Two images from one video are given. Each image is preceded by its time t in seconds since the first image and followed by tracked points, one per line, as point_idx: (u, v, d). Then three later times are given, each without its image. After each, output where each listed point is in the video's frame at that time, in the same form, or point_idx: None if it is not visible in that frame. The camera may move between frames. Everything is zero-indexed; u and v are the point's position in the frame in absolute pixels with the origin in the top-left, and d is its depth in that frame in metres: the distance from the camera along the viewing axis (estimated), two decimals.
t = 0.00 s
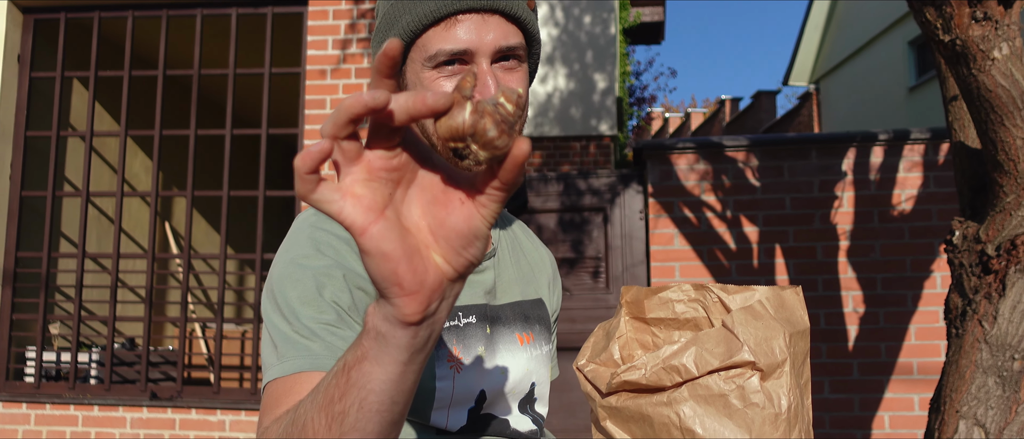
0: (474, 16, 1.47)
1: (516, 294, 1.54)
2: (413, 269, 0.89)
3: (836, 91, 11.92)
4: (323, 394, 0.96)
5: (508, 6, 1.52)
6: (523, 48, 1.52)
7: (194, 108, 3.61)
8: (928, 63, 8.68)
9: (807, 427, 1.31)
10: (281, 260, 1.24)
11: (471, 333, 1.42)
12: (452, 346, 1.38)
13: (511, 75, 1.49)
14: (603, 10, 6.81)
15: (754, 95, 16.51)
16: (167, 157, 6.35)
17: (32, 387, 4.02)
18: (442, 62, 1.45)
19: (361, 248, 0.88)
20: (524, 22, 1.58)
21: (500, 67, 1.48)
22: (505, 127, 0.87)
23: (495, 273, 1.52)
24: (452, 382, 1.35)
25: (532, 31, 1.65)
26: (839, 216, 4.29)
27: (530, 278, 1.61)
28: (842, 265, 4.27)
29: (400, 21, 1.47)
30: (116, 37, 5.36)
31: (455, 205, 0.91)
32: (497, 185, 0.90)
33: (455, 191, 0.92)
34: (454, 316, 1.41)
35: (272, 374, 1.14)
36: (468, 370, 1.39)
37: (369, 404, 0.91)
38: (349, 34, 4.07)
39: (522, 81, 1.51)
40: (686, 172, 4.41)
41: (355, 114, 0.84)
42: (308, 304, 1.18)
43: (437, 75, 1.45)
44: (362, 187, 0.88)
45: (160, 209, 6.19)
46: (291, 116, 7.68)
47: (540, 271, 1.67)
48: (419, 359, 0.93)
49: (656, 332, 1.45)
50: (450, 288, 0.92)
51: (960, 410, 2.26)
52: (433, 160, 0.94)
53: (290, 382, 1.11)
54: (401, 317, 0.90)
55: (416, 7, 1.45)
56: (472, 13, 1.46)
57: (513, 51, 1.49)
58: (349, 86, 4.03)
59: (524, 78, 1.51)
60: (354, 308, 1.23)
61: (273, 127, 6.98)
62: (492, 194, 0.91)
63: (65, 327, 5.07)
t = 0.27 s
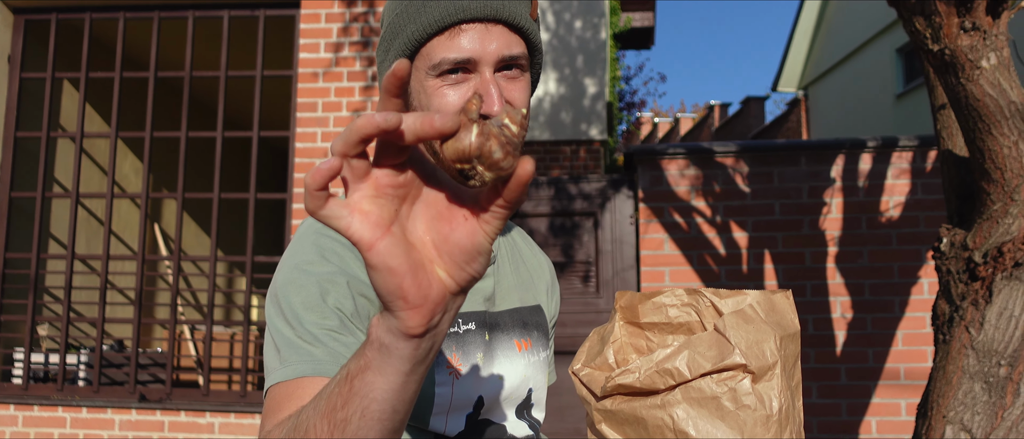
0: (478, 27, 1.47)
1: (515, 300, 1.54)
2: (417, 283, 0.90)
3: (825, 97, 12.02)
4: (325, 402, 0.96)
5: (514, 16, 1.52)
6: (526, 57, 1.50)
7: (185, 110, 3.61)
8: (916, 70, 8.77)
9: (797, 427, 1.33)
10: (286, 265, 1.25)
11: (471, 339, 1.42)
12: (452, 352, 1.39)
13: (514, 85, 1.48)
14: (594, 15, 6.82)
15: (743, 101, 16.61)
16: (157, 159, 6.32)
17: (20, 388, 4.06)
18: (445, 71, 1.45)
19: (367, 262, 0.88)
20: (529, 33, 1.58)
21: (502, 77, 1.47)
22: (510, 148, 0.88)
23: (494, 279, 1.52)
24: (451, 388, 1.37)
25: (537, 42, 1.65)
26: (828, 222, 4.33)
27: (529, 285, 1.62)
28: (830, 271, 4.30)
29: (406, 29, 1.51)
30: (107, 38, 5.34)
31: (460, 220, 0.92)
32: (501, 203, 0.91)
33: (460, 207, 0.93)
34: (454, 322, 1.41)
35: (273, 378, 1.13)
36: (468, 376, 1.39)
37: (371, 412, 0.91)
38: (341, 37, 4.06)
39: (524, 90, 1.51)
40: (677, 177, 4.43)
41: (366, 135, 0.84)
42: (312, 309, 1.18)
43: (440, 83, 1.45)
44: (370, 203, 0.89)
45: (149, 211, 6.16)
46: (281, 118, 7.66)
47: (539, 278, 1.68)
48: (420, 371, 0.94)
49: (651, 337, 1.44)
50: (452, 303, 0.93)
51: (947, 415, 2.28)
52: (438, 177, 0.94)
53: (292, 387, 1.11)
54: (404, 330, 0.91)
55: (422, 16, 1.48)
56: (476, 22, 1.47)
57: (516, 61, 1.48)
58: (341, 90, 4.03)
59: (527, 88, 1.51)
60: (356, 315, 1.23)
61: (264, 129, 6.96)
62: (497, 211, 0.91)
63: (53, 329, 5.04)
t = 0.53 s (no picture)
0: (467, 37, 1.50)
1: (505, 305, 1.55)
2: (401, 309, 0.89)
3: (815, 104, 12.10)
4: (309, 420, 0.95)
5: (502, 26, 1.55)
6: (514, 67, 1.53)
7: (177, 112, 3.60)
8: (905, 78, 8.85)
9: None
10: (276, 270, 1.24)
11: (461, 344, 1.42)
12: (442, 358, 1.39)
13: (502, 93, 1.50)
14: (586, 21, 6.84)
15: (733, 107, 16.70)
16: (148, 162, 6.31)
17: (8, 391, 4.03)
18: (435, 79, 1.46)
19: (352, 288, 0.88)
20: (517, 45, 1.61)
21: (491, 85, 1.49)
22: (498, 179, 0.85)
23: (484, 284, 1.53)
24: (442, 393, 1.36)
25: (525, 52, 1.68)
26: (818, 229, 4.36)
27: (518, 291, 1.62)
28: (820, 277, 4.33)
29: (395, 37, 1.51)
30: (99, 40, 5.32)
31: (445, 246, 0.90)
32: (487, 231, 0.89)
33: (446, 233, 0.91)
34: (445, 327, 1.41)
35: (259, 384, 1.12)
36: (459, 382, 1.39)
37: (354, 433, 0.91)
38: (335, 41, 4.06)
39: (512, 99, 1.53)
40: (668, 183, 4.45)
41: (356, 166, 0.83)
42: (302, 316, 1.18)
43: (430, 91, 1.46)
44: (357, 229, 0.87)
45: (139, 213, 6.13)
46: (272, 121, 7.64)
47: (526, 284, 1.69)
48: (403, 392, 0.93)
49: (640, 350, 1.48)
50: (437, 328, 0.92)
51: (935, 422, 2.30)
52: (426, 202, 0.93)
53: (277, 393, 1.10)
54: (387, 354, 0.90)
55: (412, 25, 1.49)
56: (465, 32, 1.50)
57: (504, 70, 1.51)
58: (334, 94, 4.03)
59: (515, 96, 1.53)
60: (346, 322, 1.23)
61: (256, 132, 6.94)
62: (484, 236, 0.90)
63: (42, 332, 5.01)
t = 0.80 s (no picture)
0: (444, 42, 1.50)
1: (489, 307, 1.54)
2: (380, 271, 0.96)
3: (807, 110, 12.18)
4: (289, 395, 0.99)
5: (478, 31, 1.56)
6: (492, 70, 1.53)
7: (171, 116, 3.59)
8: (896, 84, 8.92)
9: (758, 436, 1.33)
10: (253, 278, 1.24)
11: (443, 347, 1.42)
12: (422, 361, 1.39)
13: (481, 96, 1.50)
14: (579, 25, 6.87)
15: (726, 113, 16.77)
16: (140, 164, 6.28)
17: None
18: (415, 86, 1.46)
19: (335, 250, 0.94)
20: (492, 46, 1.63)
21: (470, 89, 1.50)
22: (468, 150, 1.00)
23: (467, 286, 1.53)
24: (423, 396, 1.37)
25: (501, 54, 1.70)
26: (809, 234, 4.38)
27: (503, 292, 1.62)
28: (811, 282, 4.35)
29: (373, 49, 1.52)
30: (92, 43, 5.31)
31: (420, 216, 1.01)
32: (457, 201, 1.02)
33: (420, 206, 1.02)
34: (425, 330, 1.41)
35: (235, 394, 1.14)
36: (441, 384, 1.39)
37: (332, 399, 0.95)
38: (329, 45, 4.06)
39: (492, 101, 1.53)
40: (660, 188, 4.47)
41: (345, 138, 0.93)
42: (277, 326, 1.18)
43: (411, 98, 1.46)
44: (341, 198, 0.96)
45: (131, 216, 6.11)
46: (265, 124, 7.62)
47: (511, 284, 1.69)
48: (379, 360, 0.98)
49: (616, 344, 1.44)
50: (411, 295, 0.99)
51: (925, 426, 2.33)
52: (400, 180, 1.04)
53: (253, 403, 1.12)
54: (367, 317, 0.96)
55: (388, 36, 1.49)
56: (442, 38, 1.50)
57: (482, 73, 1.51)
58: (327, 98, 4.03)
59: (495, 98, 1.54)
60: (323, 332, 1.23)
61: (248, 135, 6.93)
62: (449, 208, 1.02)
63: (31, 335, 4.98)
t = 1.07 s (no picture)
0: (433, 48, 1.51)
1: (482, 309, 1.54)
2: (380, 276, 0.96)
3: (802, 113, 12.22)
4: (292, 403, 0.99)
5: (467, 35, 1.56)
6: (483, 73, 1.54)
7: (168, 117, 3.59)
8: (891, 88, 8.96)
9: (751, 426, 1.31)
10: (250, 280, 1.24)
11: (436, 351, 1.41)
12: (416, 366, 1.38)
13: (472, 99, 1.51)
14: (575, 29, 6.90)
15: (722, 116, 16.81)
16: (136, 166, 6.27)
17: None
18: (406, 91, 1.45)
19: (334, 255, 0.94)
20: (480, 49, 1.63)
21: (461, 92, 1.50)
22: (468, 152, 1.00)
23: (461, 288, 1.52)
24: (417, 400, 1.37)
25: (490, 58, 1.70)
26: (805, 238, 4.40)
27: (496, 293, 1.62)
28: (806, 286, 4.37)
29: (364, 56, 1.53)
30: (88, 44, 5.31)
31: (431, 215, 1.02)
32: (459, 203, 1.03)
33: (420, 208, 1.03)
34: (419, 334, 1.41)
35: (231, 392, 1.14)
36: (434, 387, 1.39)
37: (332, 405, 0.95)
38: (326, 47, 4.06)
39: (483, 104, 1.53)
40: (656, 191, 4.48)
41: (343, 140, 0.91)
42: (275, 327, 1.18)
43: (402, 103, 1.45)
44: (340, 202, 0.95)
45: (126, 218, 6.09)
46: (262, 126, 7.62)
47: (506, 285, 1.69)
48: (379, 365, 0.99)
49: (611, 339, 1.40)
50: (411, 299, 0.99)
51: (919, 429, 2.35)
52: (398, 182, 1.03)
53: (251, 401, 1.12)
54: (368, 322, 0.96)
55: (378, 42, 1.51)
56: (431, 44, 1.51)
57: (472, 76, 1.52)
58: (324, 100, 4.03)
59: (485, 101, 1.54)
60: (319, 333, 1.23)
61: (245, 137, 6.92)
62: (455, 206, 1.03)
63: (26, 337, 4.97)
